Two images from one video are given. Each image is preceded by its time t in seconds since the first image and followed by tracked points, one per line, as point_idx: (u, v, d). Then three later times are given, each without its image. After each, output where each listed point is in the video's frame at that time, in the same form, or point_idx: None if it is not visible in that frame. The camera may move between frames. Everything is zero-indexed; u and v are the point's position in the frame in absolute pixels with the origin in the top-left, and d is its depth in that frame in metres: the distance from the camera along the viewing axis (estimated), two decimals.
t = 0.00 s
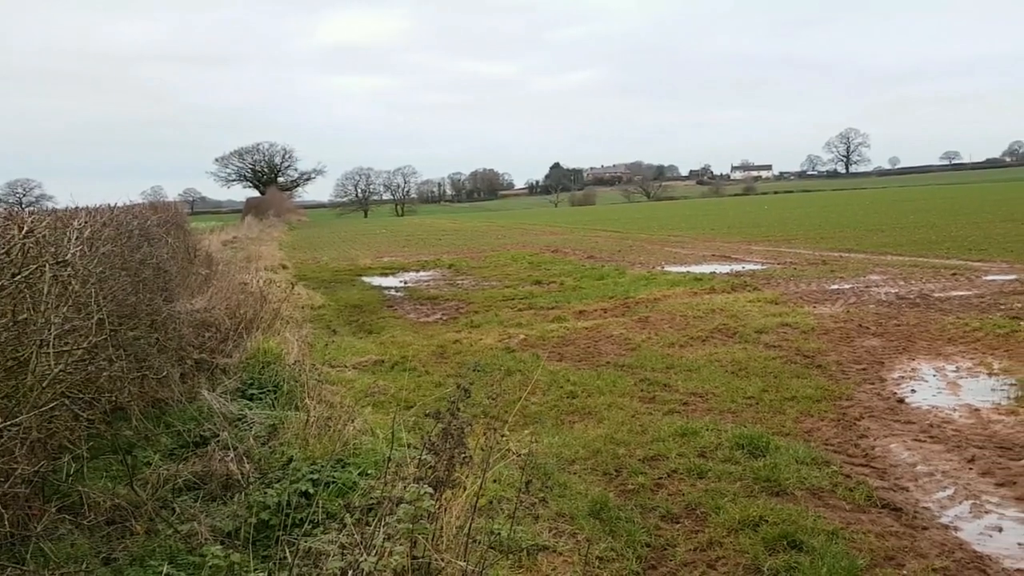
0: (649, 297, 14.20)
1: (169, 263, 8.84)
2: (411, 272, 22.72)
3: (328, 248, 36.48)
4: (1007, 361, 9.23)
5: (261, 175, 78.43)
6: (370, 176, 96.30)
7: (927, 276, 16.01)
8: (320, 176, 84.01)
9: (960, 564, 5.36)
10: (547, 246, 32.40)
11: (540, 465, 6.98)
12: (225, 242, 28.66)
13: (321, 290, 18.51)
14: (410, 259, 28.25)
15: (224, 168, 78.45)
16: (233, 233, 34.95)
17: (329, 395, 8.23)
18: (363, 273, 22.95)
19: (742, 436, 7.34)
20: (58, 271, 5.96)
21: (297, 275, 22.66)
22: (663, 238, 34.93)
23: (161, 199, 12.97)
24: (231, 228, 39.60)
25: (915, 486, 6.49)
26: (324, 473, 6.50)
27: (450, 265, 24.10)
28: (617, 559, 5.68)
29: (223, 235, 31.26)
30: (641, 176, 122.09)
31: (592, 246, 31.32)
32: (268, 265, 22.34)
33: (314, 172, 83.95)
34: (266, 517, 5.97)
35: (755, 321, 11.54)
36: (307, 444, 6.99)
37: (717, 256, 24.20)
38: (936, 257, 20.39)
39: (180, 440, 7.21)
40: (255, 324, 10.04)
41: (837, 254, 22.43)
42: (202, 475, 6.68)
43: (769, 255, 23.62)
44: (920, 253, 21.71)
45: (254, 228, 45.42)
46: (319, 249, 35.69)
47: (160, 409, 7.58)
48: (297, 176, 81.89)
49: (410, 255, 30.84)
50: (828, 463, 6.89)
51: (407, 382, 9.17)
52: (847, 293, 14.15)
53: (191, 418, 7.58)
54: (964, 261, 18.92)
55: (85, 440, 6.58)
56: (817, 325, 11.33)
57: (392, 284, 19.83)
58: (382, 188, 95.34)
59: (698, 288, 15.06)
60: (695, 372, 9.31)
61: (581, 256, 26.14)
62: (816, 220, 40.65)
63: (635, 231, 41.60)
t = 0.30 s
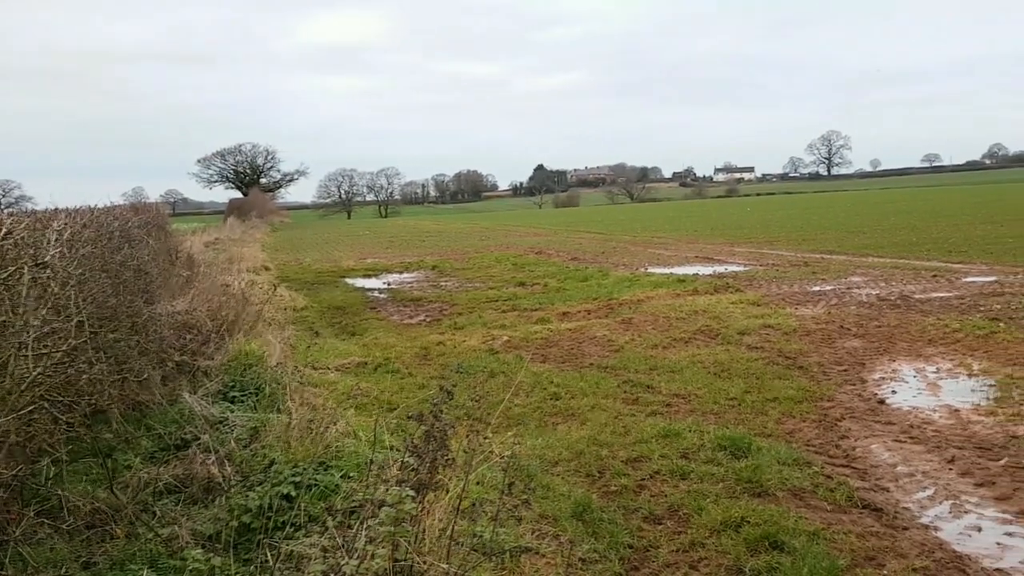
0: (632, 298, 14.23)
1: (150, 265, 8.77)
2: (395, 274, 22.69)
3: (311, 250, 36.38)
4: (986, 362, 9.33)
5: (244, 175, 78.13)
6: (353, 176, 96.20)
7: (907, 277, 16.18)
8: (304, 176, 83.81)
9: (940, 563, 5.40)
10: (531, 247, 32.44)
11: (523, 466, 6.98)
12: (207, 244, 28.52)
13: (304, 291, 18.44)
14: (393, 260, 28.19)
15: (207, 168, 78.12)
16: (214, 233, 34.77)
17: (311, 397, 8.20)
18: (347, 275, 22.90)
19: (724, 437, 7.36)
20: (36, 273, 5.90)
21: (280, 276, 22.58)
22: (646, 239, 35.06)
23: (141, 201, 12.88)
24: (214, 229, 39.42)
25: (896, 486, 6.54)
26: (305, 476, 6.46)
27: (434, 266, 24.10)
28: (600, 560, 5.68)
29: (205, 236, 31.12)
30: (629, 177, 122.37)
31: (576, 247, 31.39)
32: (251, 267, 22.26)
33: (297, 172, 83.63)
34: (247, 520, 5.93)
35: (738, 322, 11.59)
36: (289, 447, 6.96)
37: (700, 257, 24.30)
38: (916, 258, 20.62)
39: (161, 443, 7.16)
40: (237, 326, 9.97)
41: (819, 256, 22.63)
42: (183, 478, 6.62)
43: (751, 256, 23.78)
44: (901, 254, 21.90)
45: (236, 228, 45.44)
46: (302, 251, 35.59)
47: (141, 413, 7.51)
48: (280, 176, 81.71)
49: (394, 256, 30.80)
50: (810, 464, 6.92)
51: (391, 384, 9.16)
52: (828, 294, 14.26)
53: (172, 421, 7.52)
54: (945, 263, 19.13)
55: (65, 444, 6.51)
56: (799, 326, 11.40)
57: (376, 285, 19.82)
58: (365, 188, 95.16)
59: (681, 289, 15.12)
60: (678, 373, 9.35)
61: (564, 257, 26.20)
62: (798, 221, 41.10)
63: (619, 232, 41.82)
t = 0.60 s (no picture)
0: (617, 298, 14.26)
1: (132, 265, 8.69)
2: (380, 274, 22.65)
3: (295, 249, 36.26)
4: (967, 360, 9.40)
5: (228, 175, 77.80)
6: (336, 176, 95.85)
7: (890, 276, 16.29)
8: (289, 176, 83.59)
9: (922, 560, 5.44)
10: (515, 247, 32.48)
11: (507, 466, 6.98)
12: (190, 244, 28.37)
13: (288, 291, 18.36)
14: (378, 259, 28.14)
15: (190, 168, 77.71)
16: (197, 234, 34.57)
17: (295, 398, 8.17)
18: (331, 275, 22.82)
19: (708, 435, 7.38)
20: (16, 273, 5.82)
21: (263, 276, 22.48)
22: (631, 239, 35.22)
23: (123, 200, 12.77)
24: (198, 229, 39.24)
25: (878, 484, 6.58)
26: (289, 476, 6.43)
27: (419, 266, 24.05)
28: (584, 559, 5.69)
29: (188, 235, 30.99)
30: (616, 176, 122.78)
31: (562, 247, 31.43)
32: (234, 266, 22.15)
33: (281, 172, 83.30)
34: (230, 521, 5.89)
35: (722, 321, 11.63)
36: (272, 447, 6.92)
37: (685, 256, 24.37)
38: (898, 257, 20.78)
39: (143, 444, 7.10)
40: (220, 326, 9.91)
41: (803, 255, 22.75)
42: (166, 479, 6.57)
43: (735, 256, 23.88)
44: (884, 254, 22.05)
45: (217, 227, 45.20)
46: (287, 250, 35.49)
47: (123, 413, 7.45)
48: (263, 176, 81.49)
49: (378, 256, 30.74)
50: (793, 462, 6.96)
51: (375, 384, 9.15)
52: (812, 293, 14.33)
53: (155, 422, 7.46)
54: (927, 262, 19.28)
55: (45, 445, 6.45)
56: (782, 325, 11.45)
57: (361, 285, 19.76)
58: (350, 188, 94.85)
59: (666, 288, 15.16)
60: (663, 372, 9.37)
61: (550, 257, 26.22)
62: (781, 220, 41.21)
63: (604, 232, 41.86)
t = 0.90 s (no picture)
0: (606, 297, 14.28)
1: (118, 266, 8.63)
2: (368, 274, 22.60)
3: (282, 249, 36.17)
4: (953, 359, 9.46)
5: (215, 174, 77.62)
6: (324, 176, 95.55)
7: (876, 276, 16.37)
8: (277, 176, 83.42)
9: (908, 558, 5.47)
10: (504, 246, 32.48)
11: (496, 466, 6.98)
12: (178, 244, 28.23)
13: (275, 292, 18.31)
14: (367, 259, 28.10)
15: (177, 167, 77.44)
16: (184, 234, 34.44)
17: (283, 398, 8.15)
18: (319, 275, 22.77)
19: (696, 435, 7.40)
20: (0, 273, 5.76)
21: (251, 277, 22.39)
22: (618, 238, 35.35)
23: (109, 201, 12.69)
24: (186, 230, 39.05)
25: (864, 482, 6.62)
26: (276, 477, 6.41)
27: (408, 266, 24.02)
28: (572, 559, 5.69)
29: (175, 235, 30.86)
30: (601, 176, 123.28)
31: (551, 247, 31.49)
32: (221, 267, 22.08)
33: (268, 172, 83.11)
34: (217, 522, 5.86)
35: (710, 321, 11.67)
36: (259, 448, 6.89)
37: (672, 256, 24.45)
38: (885, 256, 20.91)
39: (130, 446, 7.07)
40: (206, 327, 9.86)
41: (790, 255, 22.87)
42: (153, 481, 6.53)
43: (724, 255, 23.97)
44: (871, 253, 22.17)
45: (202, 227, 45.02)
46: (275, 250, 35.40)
47: (109, 414, 7.40)
48: (252, 176, 81.20)
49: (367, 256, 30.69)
50: (780, 461, 6.99)
51: (363, 385, 9.14)
52: (799, 293, 14.39)
53: (142, 423, 7.43)
54: (914, 261, 19.41)
55: (30, 447, 6.40)
56: (769, 324, 11.50)
57: (349, 285, 19.72)
58: (337, 188, 94.69)
59: (654, 288, 15.19)
60: (651, 372, 9.38)
61: (538, 256, 26.25)
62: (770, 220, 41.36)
63: (592, 232, 41.89)
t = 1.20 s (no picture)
0: (591, 295, 14.28)
1: (102, 263, 8.56)
2: (354, 272, 22.52)
3: (266, 248, 35.99)
4: (936, 356, 9.53)
5: (200, 173, 77.30)
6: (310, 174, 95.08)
7: (860, 274, 16.47)
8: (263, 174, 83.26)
9: (891, 554, 5.50)
10: (491, 245, 32.41)
11: (482, 464, 6.98)
12: (161, 242, 27.95)
13: (260, 290, 18.24)
14: (352, 258, 27.97)
15: (162, 165, 77.06)
16: (169, 233, 34.25)
17: (268, 397, 8.12)
18: (304, 273, 22.68)
19: (681, 432, 7.42)
20: None
21: (235, 275, 22.28)
22: (606, 237, 35.40)
23: (92, 199, 12.60)
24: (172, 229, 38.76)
25: (848, 479, 6.66)
26: (262, 476, 6.38)
27: (394, 264, 23.98)
28: (558, 556, 5.70)
29: (158, 232, 30.68)
30: (587, 177, 120.88)
31: (538, 245, 31.48)
32: (206, 266, 21.98)
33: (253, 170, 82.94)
34: (202, 522, 5.82)
35: (695, 318, 11.71)
36: (244, 447, 6.86)
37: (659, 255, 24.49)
38: (869, 254, 21.04)
39: (114, 446, 7.02)
40: (191, 325, 9.79)
41: (775, 253, 22.96)
42: (137, 480, 6.48)
43: (709, 253, 24.05)
44: (855, 251, 22.27)
45: (185, 225, 44.74)
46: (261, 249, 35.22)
47: (93, 413, 7.35)
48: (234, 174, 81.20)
49: (353, 254, 30.57)
50: (765, 458, 7.02)
51: (348, 383, 9.13)
52: (783, 291, 14.46)
53: (126, 422, 7.38)
54: (897, 259, 19.51)
55: (12, 447, 6.34)
56: (754, 322, 11.54)
57: (334, 283, 19.65)
58: (323, 186, 94.37)
59: (640, 286, 15.24)
60: (636, 370, 9.41)
61: (525, 255, 26.26)
62: (755, 219, 41.13)
63: (579, 230, 41.81)
